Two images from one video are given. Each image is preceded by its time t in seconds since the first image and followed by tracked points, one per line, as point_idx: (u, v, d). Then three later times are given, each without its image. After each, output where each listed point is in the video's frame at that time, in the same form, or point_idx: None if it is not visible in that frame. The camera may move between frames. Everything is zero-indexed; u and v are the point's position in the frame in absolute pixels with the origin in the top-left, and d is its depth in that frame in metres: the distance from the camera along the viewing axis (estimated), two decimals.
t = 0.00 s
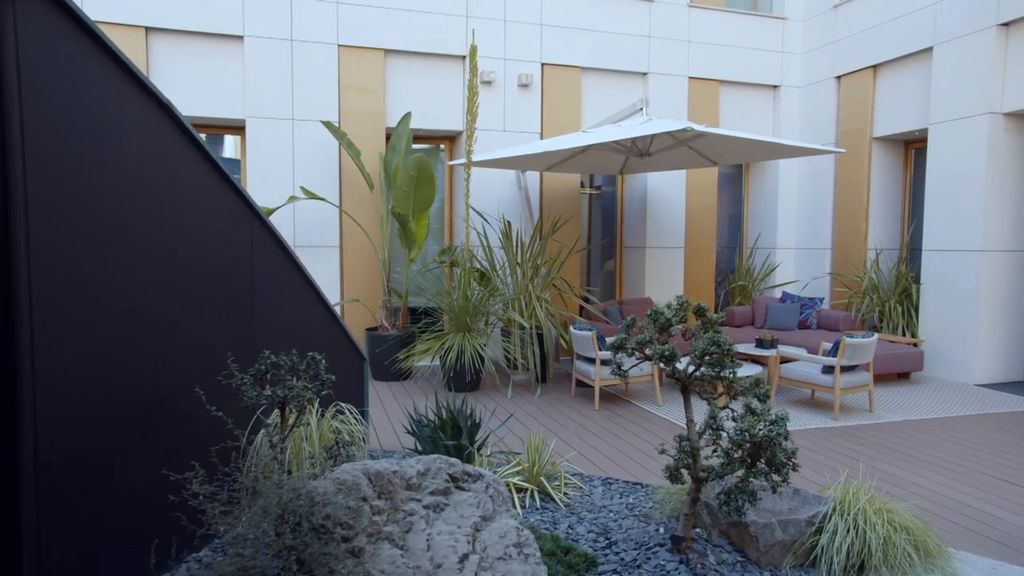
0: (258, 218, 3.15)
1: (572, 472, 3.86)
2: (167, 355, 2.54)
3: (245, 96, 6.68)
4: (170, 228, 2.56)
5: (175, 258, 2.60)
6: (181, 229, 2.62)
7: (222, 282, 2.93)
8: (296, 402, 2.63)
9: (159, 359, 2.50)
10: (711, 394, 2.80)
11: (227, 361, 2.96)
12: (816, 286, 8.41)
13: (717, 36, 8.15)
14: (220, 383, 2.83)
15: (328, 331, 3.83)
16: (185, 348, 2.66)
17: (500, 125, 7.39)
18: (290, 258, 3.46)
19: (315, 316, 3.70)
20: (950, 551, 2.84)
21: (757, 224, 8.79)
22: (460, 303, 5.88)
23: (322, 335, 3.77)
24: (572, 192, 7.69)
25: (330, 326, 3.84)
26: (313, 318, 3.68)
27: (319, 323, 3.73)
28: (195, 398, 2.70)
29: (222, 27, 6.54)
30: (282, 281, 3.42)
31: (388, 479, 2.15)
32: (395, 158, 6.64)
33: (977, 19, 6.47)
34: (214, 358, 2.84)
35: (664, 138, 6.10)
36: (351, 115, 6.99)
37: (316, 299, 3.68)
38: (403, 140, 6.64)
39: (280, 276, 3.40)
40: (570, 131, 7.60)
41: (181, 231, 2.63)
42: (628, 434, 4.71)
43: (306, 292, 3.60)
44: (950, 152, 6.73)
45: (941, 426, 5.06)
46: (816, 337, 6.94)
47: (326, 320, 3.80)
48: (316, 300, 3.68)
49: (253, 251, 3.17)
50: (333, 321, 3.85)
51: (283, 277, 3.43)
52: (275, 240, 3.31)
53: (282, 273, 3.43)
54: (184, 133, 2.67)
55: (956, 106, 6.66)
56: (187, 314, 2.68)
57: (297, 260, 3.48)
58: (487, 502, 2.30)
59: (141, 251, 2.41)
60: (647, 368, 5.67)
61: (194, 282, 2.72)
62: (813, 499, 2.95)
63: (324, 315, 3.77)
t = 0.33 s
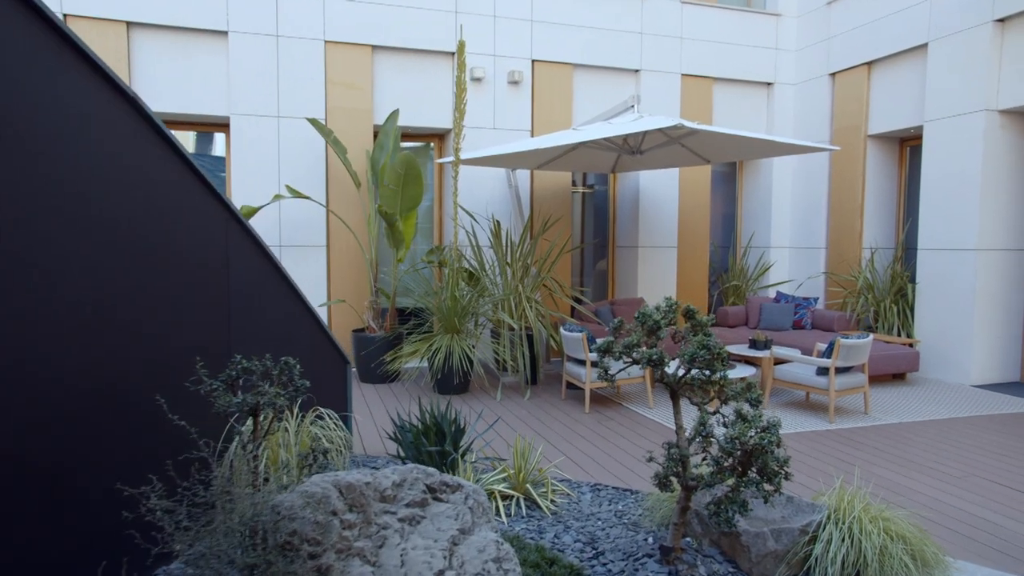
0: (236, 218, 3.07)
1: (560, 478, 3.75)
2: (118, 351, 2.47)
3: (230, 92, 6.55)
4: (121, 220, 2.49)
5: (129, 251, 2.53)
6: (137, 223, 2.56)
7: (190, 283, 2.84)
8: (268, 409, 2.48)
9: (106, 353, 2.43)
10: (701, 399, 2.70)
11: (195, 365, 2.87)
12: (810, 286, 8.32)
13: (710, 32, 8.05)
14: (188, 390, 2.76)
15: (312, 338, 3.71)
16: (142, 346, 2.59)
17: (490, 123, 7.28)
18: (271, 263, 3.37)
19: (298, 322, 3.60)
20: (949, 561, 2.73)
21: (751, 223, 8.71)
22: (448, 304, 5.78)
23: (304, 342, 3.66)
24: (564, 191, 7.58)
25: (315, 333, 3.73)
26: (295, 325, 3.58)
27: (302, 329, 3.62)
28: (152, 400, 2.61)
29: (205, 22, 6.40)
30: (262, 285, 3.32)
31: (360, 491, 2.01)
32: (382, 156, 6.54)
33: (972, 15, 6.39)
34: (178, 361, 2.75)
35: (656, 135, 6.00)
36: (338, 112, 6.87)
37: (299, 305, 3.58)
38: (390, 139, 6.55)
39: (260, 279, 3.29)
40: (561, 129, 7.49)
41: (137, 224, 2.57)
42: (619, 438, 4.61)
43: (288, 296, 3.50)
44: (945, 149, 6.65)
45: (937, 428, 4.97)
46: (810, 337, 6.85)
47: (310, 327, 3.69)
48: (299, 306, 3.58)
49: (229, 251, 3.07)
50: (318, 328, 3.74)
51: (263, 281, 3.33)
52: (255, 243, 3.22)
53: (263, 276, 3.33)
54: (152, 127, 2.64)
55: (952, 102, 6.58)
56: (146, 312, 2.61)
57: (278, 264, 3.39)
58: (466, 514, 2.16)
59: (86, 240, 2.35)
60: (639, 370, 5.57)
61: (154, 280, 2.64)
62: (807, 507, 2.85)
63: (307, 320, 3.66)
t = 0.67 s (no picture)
0: (208, 218, 3.00)
1: (546, 484, 3.64)
2: (58, 352, 2.49)
3: (213, 88, 6.41)
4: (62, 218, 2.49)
5: (74, 252, 2.53)
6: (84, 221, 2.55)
7: (149, 284, 2.80)
8: (235, 419, 2.37)
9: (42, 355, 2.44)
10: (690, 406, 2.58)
11: (155, 371, 2.83)
12: (804, 286, 8.23)
13: (702, 29, 7.95)
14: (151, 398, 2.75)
15: (297, 347, 3.59)
16: (86, 351, 2.57)
17: (479, 120, 7.17)
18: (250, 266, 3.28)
19: (279, 329, 3.48)
20: (947, 573, 2.63)
21: (744, 222, 8.62)
22: (436, 305, 5.67)
23: (287, 351, 3.54)
24: (554, 189, 7.47)
25: (299, 343, 3.59)
26: (274, 332, 3.46)
27: (283, 337, 3.50)
28: (102, 410, 2.60)
29: (187, 16, 6.27)
30: (236, 290, 3.22)
31: (326, 507, 1.89)
32: (369, 154, 6.42)
33: (967, 11, 6.30)
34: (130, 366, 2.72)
35: (647, 132, 5.90)
36: (324, 109, 6.74)
37: (281, 312, 3.46)
38: (377, 136, 6.43)
39: (233, 283, 3.20)
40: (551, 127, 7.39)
41: (89, 222, 2.58)
42: (609, 443, 4.51)
43: (269, 302, 3.40)
44: (940, 148, 6.57)
45: (932, 431, 4.88)
46: (804, 338, 6.76)
47: (293, 335, 3.56)
48: (281, 313, 3.47)
49: (199, 253, 3.00)
50: (303, 337, 3.61)
51: (238, 285, 3.24)
52: (229, 244, 3.14)
53: (238, 280, 3.23)
54: (117, 126, 2.64)
55: (946, 100, 6.50)
56: (93, 312, 2.59)
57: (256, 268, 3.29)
58: (441, 529, 2.05)
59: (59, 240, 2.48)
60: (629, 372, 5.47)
61: (100, 279, 2.62)
62: (799, 516, 2.75)
63: (290, 328, 3.54)
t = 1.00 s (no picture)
0: (176, 216, 2.91)
1: (532, 491, 3.52)
2: (23, 359, 2.51)
3: (195, 83, 6.26)
4: (29, 223, 2.49)
5: (38, 259, 2.53)
6: (57, 230, 2.57)
7: (117, 294, 2.76)
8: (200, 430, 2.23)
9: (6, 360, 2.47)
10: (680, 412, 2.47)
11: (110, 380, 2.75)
12: (797, 287, 8.15)
13: (695, 25, 7.85)
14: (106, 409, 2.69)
15: (277, 350, 3.47)
16: (54, 357, 2.58)
17: (468, 117, 7.05)
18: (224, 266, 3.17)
19: (255, 331, 3.37)
20: None
21: (737, 222, 8.52)
22: (422, 306, 5.55)
23: (264, 353, 3.43)
24: (545, 187, 7.35)
25: (279, 345, 3.47)
26: (249, 334, 3.35)
27: (259, 339, 3.38)
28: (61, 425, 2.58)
29: (168, 9, 6.12)
30: (206, 290, 3.12)
31: (287, 524, 1.78)
32: (355, 151, 6.29)
33: (963, 7, 6.21)
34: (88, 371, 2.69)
35: (639, 128, 5.79)
36: (310, 105, 6.60)
37: (257, 313, 3.35)
38: (363, 133, 6.30)
39: (203, 283, 3.09)
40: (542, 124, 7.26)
41: (65, 235, 2.59)
42: (598, 447, 4.41)
43: (244, 303, 3.28)
44: (936, 145, 6.48)
45: (928, 434, 4.79)
46: (798, 338, 6.67)
47: (272, 337, 3.44)
48: (258, 314, 3.36)
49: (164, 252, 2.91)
50: (283, 340, 3.48)
51: (208, 285, 3.13)
52: (200, 242, 3.04)
53: (208, 280, 3.13)
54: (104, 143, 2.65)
55: (942, 98, 6.41)
56: (58, 317, 2.59)
57: (231, 268, 3.17)
58: (413, 546, 1.92)
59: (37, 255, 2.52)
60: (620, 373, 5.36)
61: (69, 284, 2.62)
62: (793, 527, 2.64)
63: (267, 330, 3.42)
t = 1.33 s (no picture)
0: (142, 212, 2.84)
1: (517, 499, 3.40)
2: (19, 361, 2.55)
3: (176, 78, 6.11)
4: (21, 225, 2.52)
5: (33, 261, 2.56)
6: (46, 230, 2.58)
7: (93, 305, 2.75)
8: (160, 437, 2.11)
9: None
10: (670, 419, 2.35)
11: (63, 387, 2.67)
12: (792, 286, 8.05)
13: (689, 22, 7.74)
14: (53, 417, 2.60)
15: (252, 351, 3.36)
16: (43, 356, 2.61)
17: (457, 114, 6.92)
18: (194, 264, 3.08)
19: (230, 331, 3.26)
20: None
21: (731, 221, 8.42)
22: (408, 306, 5.43)
23: (239, 355, 3.31)
24: (535, 185, 7.23)
25: (255, 346, 3.36)
26: (222, 334, 3.23)
27: (233, 340, 3.27)
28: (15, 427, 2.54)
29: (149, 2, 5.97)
30: (175, 288, 3.03)
31: (244, 544, 1.66)
32: (341, 148, 6.15)
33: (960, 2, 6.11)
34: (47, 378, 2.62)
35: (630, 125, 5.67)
36: (295, 101, 6.47)
37: (230, 313, 3.24)
38: (349, 130, 6.16)
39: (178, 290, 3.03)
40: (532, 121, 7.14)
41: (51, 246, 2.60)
42: (587, 451, 4.29)
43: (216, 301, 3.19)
44: (932, 143, 6.38)
45: (924, 437, 4.69)
46: (792, 339, 6.57)
47: (247, 338, 3.33)
48: (231, 314, 3.25)
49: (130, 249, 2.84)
50: (259, 340, 3.37)
51: (179, 287, 3.04)
52: (168, 239, 2.97)
53: (178, 278, 3.04)
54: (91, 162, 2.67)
55: (938, 95, 6.31)
56: (54, 318, 2.63)
57: (201, 266, 3.08)
58: (383, 564, 1.80)
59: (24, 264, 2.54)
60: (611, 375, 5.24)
61: (66, 287, 2.66)
62: (786, 538, 2.52)
63: (242, 330, 3.31)
